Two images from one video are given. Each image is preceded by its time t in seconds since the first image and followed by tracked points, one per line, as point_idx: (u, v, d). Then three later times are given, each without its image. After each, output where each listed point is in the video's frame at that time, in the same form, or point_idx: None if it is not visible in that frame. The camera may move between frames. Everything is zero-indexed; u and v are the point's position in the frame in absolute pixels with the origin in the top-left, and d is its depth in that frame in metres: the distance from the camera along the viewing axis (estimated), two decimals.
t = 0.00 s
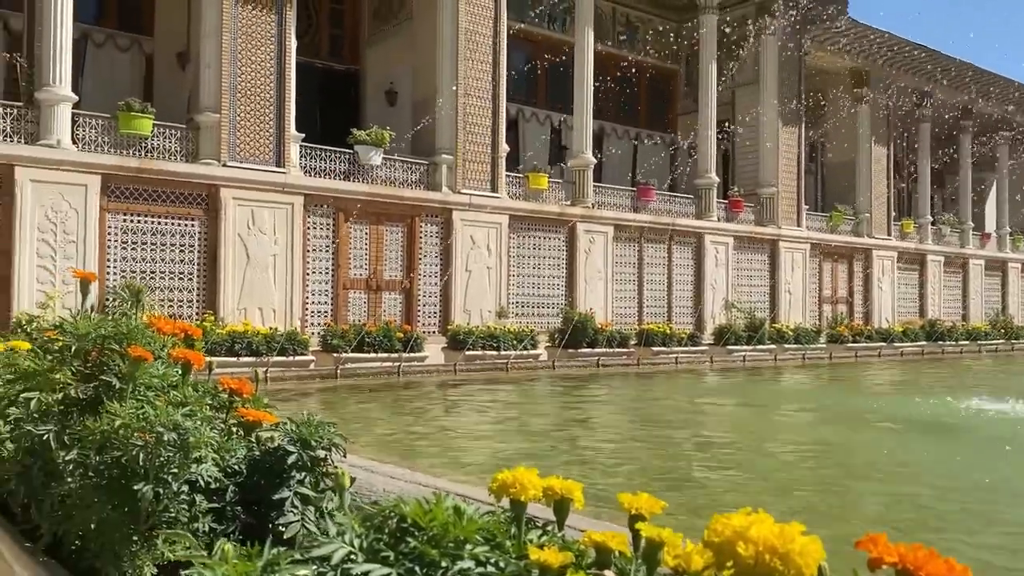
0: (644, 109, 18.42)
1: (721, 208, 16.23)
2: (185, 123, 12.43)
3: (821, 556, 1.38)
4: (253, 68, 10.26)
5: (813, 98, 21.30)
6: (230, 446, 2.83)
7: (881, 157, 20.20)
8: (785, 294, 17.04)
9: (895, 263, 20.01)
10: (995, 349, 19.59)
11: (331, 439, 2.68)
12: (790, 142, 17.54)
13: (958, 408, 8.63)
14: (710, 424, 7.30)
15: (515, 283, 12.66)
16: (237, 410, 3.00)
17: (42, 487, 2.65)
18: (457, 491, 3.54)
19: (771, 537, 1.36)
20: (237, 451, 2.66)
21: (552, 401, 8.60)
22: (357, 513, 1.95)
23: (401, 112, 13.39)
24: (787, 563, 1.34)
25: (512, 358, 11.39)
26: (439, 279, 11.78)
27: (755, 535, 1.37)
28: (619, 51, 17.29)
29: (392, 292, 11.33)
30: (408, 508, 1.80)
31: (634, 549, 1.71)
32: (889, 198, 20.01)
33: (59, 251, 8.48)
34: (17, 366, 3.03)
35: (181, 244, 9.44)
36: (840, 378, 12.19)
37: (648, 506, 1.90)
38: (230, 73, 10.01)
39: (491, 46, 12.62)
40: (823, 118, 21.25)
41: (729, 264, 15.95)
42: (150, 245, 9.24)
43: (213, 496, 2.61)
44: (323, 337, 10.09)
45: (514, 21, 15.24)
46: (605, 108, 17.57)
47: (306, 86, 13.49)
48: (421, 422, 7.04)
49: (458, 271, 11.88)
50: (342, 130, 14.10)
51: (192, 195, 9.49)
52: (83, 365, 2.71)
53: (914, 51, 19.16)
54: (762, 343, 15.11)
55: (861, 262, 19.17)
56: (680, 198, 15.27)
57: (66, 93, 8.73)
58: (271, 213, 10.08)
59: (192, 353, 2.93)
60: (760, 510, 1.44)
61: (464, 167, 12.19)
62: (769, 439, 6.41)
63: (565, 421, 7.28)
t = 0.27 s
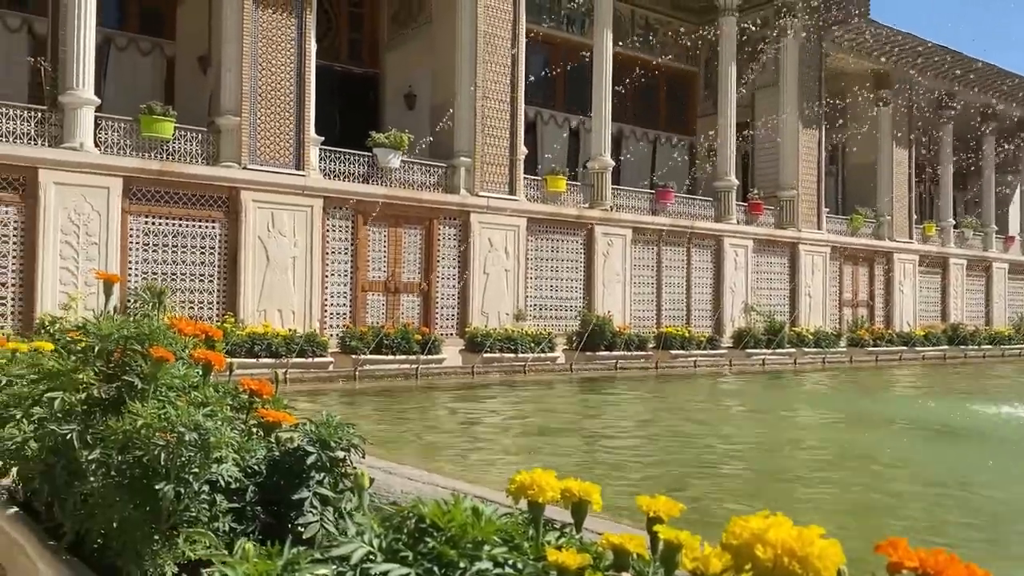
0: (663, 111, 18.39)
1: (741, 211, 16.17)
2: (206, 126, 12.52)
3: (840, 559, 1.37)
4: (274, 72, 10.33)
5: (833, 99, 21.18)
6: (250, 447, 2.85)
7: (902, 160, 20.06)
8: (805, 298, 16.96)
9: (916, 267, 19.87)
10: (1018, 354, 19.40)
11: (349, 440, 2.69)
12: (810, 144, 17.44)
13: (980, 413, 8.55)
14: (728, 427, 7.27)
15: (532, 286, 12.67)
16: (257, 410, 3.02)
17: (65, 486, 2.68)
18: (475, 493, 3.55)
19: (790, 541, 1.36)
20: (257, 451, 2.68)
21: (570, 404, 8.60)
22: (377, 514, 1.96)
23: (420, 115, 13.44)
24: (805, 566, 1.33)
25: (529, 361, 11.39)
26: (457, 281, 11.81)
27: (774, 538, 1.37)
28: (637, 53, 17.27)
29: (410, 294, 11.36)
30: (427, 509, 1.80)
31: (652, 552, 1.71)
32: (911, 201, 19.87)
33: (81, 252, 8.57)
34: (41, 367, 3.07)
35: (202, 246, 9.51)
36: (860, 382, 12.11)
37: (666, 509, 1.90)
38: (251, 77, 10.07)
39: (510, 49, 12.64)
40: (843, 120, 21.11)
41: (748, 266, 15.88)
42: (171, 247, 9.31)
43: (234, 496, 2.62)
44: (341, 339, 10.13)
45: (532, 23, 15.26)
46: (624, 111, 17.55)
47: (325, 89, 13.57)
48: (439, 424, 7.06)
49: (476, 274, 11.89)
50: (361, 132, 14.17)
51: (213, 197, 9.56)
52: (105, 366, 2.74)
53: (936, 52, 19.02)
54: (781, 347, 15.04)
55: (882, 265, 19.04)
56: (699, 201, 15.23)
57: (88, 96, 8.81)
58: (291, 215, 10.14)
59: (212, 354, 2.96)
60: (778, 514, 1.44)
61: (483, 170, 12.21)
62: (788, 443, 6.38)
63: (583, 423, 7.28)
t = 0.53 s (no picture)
0: (682, 114, 18.33)
1: (760, 213, 16.09)
2: (226, 129, 12.60)
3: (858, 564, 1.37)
4: (294, 75, 10.39)
5: (854, 101, 21.05)
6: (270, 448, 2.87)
7: (924, 162, 19.90)
8: (825, 300, 16.86)
9: (939, 269, 19.71)
10: None
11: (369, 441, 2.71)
12: (831, 146, 17.32)
13: (1004, 418, 8.46)
14: (747, 431, 7.24)
15: (550, 288, 12.66)
16: (278, 411, 3.06)
17: (89, 486, 2.71)
18: (493, 495, 3.55)
19: (808, 546, 1.36)
20: (278, 452, 2.71)
21: (588, 406, 8.60)
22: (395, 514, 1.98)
23: (439, 118, 13.48)
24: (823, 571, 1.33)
25: (547, 363, 11.40)
26: (475, 283, 11.82)
27: (791, 543, 1.37)
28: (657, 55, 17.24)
29: (428, 296, 11.38)
30: (445, 510, 1.82)
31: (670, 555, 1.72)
32: (933, 203, 19.71)
33: (104, 254, 8.65)
34: (66, 368, 3.11)
35: (222, 248, 9.58)
36: (881, 385, 12.02)
37: (683, 512, 1.90)
38: (271, 80, 10.14)
39: (529, 51, 12.65)
40: (865, 122, 20.97)
41: (768, 269, 15.80)
42: (192, 249, 9.39)
43: (254, 497, 2.65)
44: (360, 340, 10.18)
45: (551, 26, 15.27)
46: (643, 113, 17.53)
47: (344, 92, 13.64)
48: (457, 425, 7.07)
49: (494, 276, 11.91)
50: (381, 135, 14.23)
51: (233, 200, 9.65)
52: (128, 367, 2.77)
53: (958, 53, 18.86)
54: (801, 350, 14.96)
55: (903, 268, 18.90)
56: (718, 203, 15.18)
57: (111, 99, 8.90)
58: (311, 217, 10.20)
59: (233, 355, 2.98)
60: (796, 518, 1.44)
61: (501, 173, 12.22)
62: (807, 447, 6.35)
63: (601, 426, 7.27)
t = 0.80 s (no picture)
0: (702, 116, 18.27)
1: (781, 216, 16.00)
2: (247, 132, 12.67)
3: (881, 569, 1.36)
4: (314, 78, 10.44)
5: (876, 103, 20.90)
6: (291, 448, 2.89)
7: (947, 164, 19.72)
8: (846, 304, 16.74)
9: (962, 273, 19.53)
10: None
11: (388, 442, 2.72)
12: (852, 148, 17.19)
13: None
14: (766, 435, 7.20)
15: (568, 290, 12.64)
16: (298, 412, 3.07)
17: (112, 485, 2.73)
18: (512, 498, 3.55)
19: (831, 550, 1.35)
20: (298, 453, 2.72)
21: (606, 410, 8.58)
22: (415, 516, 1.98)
23: (458, 120, 13.51)
24: None
25: (566, 366, 11.39)
26: (493, 285, 11.83)
27: (814, 547, 1.36)
28: (676, 57, 17.18)
29: (447, 298, 11.40)
30: (465, 512, 1.82)
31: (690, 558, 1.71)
32: (956, 206, 19.54)
33: (127, 256, 8.72)
34: (90, 368, 3.14)
35: (243, 250, 9.65)
36: (903, 390, 11.92)
37: (704, 516, 1.89)
38: (292, 83, 10.20)
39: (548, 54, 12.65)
40: (886, 124, 20.82)
41: (788, 272, 15.71)
42: (213, 251, 9.46)
43: (275, 497, 2.66)
44: (379, 342, 10.22)
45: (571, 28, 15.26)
46: (662, 115, 17.48)
47: (364, 95, 13.70)
48: (475, 428, 7.08)
49: (513, 278, 11.91)
50: (400, 137, 14.28)
51: (254, 202, 9.71)
52: (151, 368, 2.79)
53: (982, 54, 18.69)
54: (822, 354, 14.86)
55: (926, 272, 18.74)
56: (738, 205, 15.11)
57: (133, 102, 8.98)
58: (331, 220, 10.25)
59: (254, 356, 3.00)
60: (819, 522, 1.43)
61: (520, 175, 12.22)
62: (827, 451, 6.31)
63: (619, 429, 7.25)
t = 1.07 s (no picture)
0: (721, 118, 18.21)
1: (801, 219, 15.91)
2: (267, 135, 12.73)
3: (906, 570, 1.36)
4: (335, 81, 10.50)
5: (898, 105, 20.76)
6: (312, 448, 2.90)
7: (970, 167, 19.56)
8: (867, 307, 16.63)
9: (985, 276, 19.35)
10: None
11: (409, 443, 2.72)
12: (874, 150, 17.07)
13: None
14: (786, 438, 7.16)
15: (587, 293, 12.61)
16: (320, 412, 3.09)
17: (136, 484, 2.75)
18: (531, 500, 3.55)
19: (856, 551, 1.35)
20: (320, 453, 2.74)
21: (625, 412, 8.56)
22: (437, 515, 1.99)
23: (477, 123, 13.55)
24: None
25: (584, 368, 11.39)
26: (512, 288, 11.83)
27: (838, 548, 1.36)
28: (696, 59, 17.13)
29: (465, 301, 11.42)
30: (488, 512, 1.83)
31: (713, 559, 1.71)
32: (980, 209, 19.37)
33: (149, 258, 8.80)
34: (115, 368, 3.17)
35: (263, 252, 9.70)
36: (924, 394, 11.83)
37: (726, 518, 1.88)
38: (312, 87, 10.26)
39: (567, 57, 12.65)
40: (909, 126, 20.66)
41: (809, 275, 15.62)
42: (234, 253, 9.52)
43: (297, 496, 2.67)
44: (398, 344, 10.27)
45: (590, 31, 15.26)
46: (682, 118, 17.44)
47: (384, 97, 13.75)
48: (493, 430, 7.09)
49: (531, 280, 11.91)
50: (420, 140, 14.32)
51: (275, 205, 9.77)
52: (175, 367, 2.81)
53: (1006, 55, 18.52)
54: (843, 357, 14.77)
55: (948, 275, 18.58)
56: (758, 207, 15.06)
57: (156, 105, 9.06)
58: (350, 222, 10.30)
59: (276, 357, 3.02)
60: (843, 524, 1.43)
61: (538, 178, 12.23)
62: (848, 455, 6.27)
63: (638, 432, 7.23)
